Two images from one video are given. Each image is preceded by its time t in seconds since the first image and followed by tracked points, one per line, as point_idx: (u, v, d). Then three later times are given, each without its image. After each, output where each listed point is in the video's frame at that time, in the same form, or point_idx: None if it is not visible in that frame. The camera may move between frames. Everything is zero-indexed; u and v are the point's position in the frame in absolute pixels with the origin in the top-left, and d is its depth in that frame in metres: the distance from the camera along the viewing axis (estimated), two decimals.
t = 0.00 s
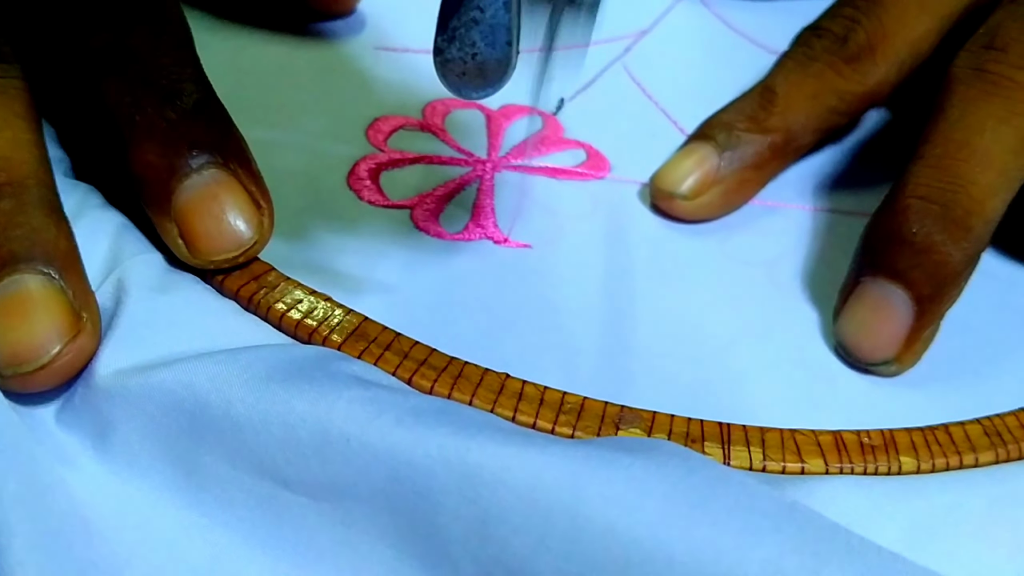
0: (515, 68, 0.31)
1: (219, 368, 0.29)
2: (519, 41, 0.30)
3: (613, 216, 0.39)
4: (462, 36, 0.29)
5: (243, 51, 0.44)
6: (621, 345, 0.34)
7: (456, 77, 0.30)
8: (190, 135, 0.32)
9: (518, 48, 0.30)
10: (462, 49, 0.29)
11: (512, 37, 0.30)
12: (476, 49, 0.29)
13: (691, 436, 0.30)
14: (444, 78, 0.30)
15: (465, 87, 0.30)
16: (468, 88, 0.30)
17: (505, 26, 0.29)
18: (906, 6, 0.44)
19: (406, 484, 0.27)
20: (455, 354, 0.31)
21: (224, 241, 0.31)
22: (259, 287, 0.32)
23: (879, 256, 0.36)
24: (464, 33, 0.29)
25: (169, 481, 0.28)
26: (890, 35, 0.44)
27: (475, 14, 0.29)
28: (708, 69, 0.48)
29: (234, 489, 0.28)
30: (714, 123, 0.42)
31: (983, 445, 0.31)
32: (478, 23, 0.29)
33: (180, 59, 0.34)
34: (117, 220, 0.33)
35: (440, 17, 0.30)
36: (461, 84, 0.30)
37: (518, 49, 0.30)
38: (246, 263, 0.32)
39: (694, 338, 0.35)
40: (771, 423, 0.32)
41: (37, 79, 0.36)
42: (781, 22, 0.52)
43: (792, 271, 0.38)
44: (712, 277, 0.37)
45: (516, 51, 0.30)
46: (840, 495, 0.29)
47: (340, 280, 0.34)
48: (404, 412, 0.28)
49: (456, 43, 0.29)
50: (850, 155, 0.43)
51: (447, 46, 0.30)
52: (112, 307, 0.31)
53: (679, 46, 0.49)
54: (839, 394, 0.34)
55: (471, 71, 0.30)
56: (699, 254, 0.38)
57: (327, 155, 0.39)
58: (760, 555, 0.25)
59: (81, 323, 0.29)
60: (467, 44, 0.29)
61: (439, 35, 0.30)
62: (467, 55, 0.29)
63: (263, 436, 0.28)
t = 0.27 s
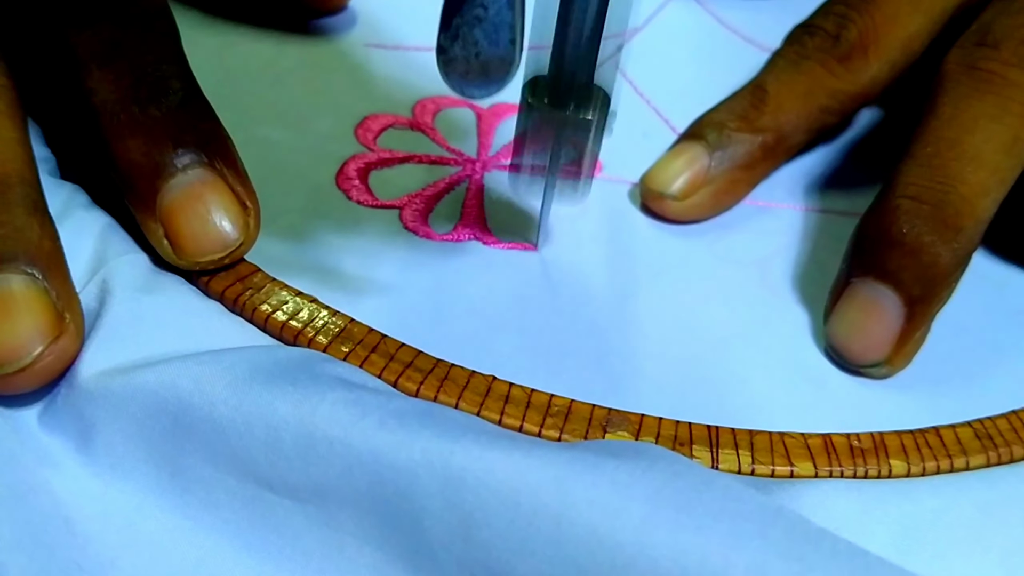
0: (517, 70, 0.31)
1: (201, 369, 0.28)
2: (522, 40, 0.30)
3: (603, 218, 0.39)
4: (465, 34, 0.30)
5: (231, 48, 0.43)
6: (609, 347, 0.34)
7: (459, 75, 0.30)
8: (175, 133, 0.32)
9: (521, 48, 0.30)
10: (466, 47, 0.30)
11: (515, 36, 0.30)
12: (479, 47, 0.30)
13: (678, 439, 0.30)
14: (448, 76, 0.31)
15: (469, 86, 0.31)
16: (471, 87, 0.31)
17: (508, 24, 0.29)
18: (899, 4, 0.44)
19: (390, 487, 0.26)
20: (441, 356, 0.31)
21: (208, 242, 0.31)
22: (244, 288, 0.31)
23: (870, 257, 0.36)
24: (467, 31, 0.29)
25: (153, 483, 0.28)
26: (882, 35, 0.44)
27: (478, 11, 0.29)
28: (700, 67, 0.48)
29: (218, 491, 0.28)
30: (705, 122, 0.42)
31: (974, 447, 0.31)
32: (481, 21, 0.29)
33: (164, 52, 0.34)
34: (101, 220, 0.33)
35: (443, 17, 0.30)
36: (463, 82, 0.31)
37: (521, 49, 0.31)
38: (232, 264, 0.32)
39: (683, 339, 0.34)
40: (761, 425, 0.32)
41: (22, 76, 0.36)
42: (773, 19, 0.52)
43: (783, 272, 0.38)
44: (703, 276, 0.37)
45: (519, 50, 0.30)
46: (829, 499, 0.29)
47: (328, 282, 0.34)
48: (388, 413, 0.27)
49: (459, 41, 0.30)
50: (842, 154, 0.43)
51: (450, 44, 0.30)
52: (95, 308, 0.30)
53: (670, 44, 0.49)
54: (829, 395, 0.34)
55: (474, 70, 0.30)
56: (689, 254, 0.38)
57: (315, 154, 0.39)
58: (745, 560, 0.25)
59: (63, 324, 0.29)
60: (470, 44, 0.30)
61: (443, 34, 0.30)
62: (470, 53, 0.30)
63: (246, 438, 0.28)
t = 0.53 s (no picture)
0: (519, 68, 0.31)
1: (186, 371, 0.28)
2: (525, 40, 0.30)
3: (596, 220, 0.39)
4: (469, 34, 0.29)
5: (224, 49, 0.43)
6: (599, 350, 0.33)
7: (463, 75, 0.30)
8: (162, 134, 0.31)
9: (525, 48, 0.30)
10: (470, 47, 0.29)
11: (519, 35, 0.29)
12: (483, 47, 0.29)
13: (667, 444, 0.29)
14: (451, 76, 0.30)
15: (473, 86, 0.30)
16: (474, 87, 0.30)
17: (512, 23, 0.29)
18: (896, 8, 0.44)
19: (375, 491, 0.26)
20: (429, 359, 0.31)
21: (197, 245, 0.31)
22: (231, 289, 0.31)
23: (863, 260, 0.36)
24: (472, 31, 0.29)
25: (141, 486, 0.28)
26: (879, 38, 0.44)
27: (483, 12, 0.29)
28: (696, 69, 0.48)
29: (207, 493, 0.28)
30: (699, 124, 0.41)
31: (965, 452, 0.31)
32: (486, 21, 0.29)
33: (152, 54, 0.34)
34: (89, 222, 0.33)
35: (446, 18, 0.29)
36: (468, 82, 0.30)
37: (524, 48, 0.30)
38: (222, 266, 0.32)
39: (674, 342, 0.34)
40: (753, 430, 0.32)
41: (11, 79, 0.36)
42: (771, 22, 0.52)
43: (777, 275, 0.37)
44: (696, 279, 0.37)
45: (522, 50, 0.30)
46: (819, 504, 0.29)
47: (317, 284, 0.33)
48: (373, 416, 0.27)
49: (462, 41, 0.29)
50: (840, 156, 0.42)
51: (454, 44, 0.29)
52: (81, 310, 0.30)
53: (666, 45, 0.48)
54: (821, 399, 0.33)
55: (478, 70, 0.30)
56: (682, 257, 0.38)
57: (307, 155, 0.39)
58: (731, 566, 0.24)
59: (49, 327, 0.29)
60: (474, 44, 0.29)
61: (446, 34, 0.30)
62: (474, 53, 0.29)
63: (230, 441, 0.27)
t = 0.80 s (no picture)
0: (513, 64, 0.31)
1: (168, 379, 0.28)
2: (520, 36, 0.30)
3: (586, 226, 0.38)
4: (465, 32, 0.29)
5: (213, 51, 0.43)
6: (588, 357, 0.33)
7: (458, 73, 0.30)
8: (147, 139, 0.31)
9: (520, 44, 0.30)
10: (465, 45, 0.29)
11: (514, 32, 0.29)
12: (479, 45, 0.29)
13: (655, 452, 0.29)
14: (447, 75, 0.30)
15: (468, 83, 0.30)
16: (470, 85, 0.30)
17: (508, 20, 0.29)
18: (890, 12, 0.44)
19: (358, 500, 0.26)
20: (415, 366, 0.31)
21: (181, 253, 0.30)
22: (215, 296, 0.31)
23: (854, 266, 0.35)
24: (467, 30, 0.29)
25: (125, 494, 0.27)
26: (874, 44, 0.43)
27: (478, 11, 0.29)
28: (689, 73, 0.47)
29: (190, 502, 0.27)
30: (691, 130, 0.41)
31: (957, 461, 0.31)
32: (481, 19, 0.29)
33: (138, 57, 0.33)
34: (73, 227, 0.32)
35: (440, 17, 0.29)
36: (464, 80, 0.30)
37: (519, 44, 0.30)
38: (209, 272, 0.31)
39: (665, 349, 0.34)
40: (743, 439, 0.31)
41: None
42: (765, 26, 0.51)
43: (769, 281, 0.37)
44: (687, 285, 0.37)
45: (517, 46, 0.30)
46: (807, 514, 0.29)
47: (303, 290, 0.33)
48: (357, 424, 0.27)
49: (458, 39, 0.29)
50: (835, 162, 0.42)
51: (449, 42, 0.29)
52: (64, 317, 0.30)
53: (659, 49, 0.48)
54: (812, 407, 0.33)
55: (474, 68, 0.30)
56: (673, 263, 0.37)
57: (295, 159, 0.39)
58: None
59: (33, 334, 0.28)
60: (470, 41, 0.29)
61: (441, 33, 0.29)
62: (470, 51, 0.29)
63: (213, 449, 0.27)
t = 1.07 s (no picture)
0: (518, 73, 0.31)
1: (166, 391, 0.28)
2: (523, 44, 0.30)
3: (585, 235, 0.38)
4: (467, 38, 0.29)
5: (213, 58, 0.43)
6: (586, 367, 0.33)
7: (461, 79, 0.30)
8: (146, 151, 0.31)
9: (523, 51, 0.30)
10: (467, 51, 0.29)
11: (517, 38, 0.29)
12: (480, 50, 0.29)
13: (652, 466, 0.29)
14: (449, 80, 0.30)
15: (470, 89, 0.30)
16: (473, 93, 0.30)
17: (510, 27, 0.29)
18: (893, 21, 0.43)
19: (354, 515, 0.26)
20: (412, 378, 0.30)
21: (179, 265, 0.30)
22: (213, 307, 0.31)
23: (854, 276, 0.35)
24: (469, 35, 0.29)
25: (124, 507, 0.27)
26: (876, 52, 0.43)
27: (480, 16, 0.29)
28: (690, 81, 0.47)
29: (187, 515, 0.27)
30: (690, 140, 0.41)
31: (956, 474, 0.31)
32: (483, 25, 0.29)
33: (137, 67, 0.33)
34: (72, 237, 0.32)
35: (444, 21, 0.29)
36: (466, 85, 0.30)
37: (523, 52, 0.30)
38: (207, 284, 0.31)
39: (664, 360, 0.34)
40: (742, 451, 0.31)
41: None
42: (766, 33, 0.51)
43: (769, 291, 0.37)
44: (686, 295, 0.36)
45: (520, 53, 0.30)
46: (806, 527, 0.29)
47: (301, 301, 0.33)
48: (354, 437, 0.27)
49: (460, 44, 0.29)
50: (836, 171, 0.42)
51: (452, 48, 0.29)
52: (62, 329, 0.30)
53: (659, 57, 0.48)
54: (810, 419, 0.33)
55: (476, 74, 0.29)
56: (672, 273, 0.37)
57: (295, 169, 0.39)
58: None
59: (34, 347, 0.28)
60: (472, 47, 0.29)
61: (444, 39, 0.29)
62: (472, 56, 0.29)
63: (210, 463, 0.27)
